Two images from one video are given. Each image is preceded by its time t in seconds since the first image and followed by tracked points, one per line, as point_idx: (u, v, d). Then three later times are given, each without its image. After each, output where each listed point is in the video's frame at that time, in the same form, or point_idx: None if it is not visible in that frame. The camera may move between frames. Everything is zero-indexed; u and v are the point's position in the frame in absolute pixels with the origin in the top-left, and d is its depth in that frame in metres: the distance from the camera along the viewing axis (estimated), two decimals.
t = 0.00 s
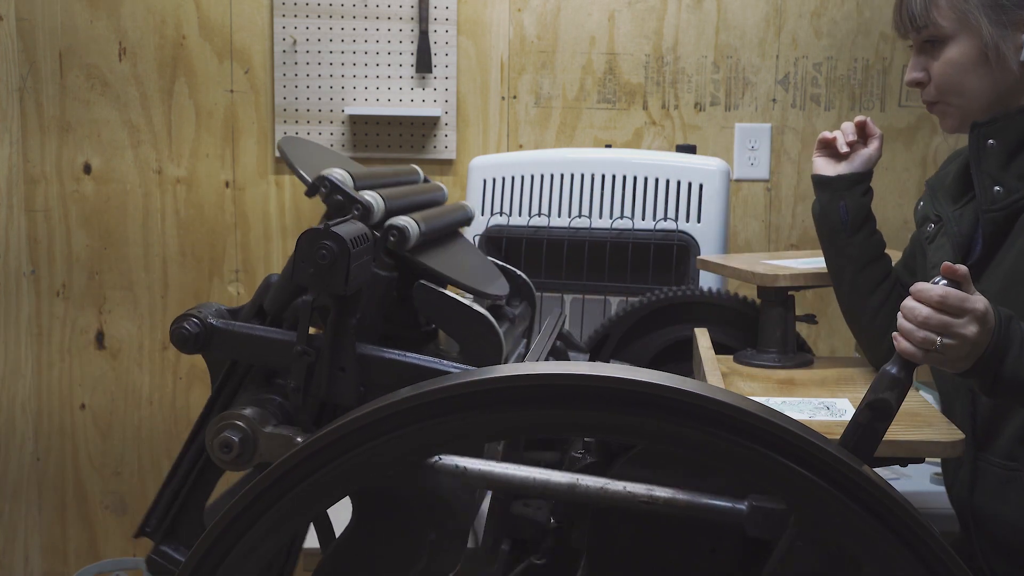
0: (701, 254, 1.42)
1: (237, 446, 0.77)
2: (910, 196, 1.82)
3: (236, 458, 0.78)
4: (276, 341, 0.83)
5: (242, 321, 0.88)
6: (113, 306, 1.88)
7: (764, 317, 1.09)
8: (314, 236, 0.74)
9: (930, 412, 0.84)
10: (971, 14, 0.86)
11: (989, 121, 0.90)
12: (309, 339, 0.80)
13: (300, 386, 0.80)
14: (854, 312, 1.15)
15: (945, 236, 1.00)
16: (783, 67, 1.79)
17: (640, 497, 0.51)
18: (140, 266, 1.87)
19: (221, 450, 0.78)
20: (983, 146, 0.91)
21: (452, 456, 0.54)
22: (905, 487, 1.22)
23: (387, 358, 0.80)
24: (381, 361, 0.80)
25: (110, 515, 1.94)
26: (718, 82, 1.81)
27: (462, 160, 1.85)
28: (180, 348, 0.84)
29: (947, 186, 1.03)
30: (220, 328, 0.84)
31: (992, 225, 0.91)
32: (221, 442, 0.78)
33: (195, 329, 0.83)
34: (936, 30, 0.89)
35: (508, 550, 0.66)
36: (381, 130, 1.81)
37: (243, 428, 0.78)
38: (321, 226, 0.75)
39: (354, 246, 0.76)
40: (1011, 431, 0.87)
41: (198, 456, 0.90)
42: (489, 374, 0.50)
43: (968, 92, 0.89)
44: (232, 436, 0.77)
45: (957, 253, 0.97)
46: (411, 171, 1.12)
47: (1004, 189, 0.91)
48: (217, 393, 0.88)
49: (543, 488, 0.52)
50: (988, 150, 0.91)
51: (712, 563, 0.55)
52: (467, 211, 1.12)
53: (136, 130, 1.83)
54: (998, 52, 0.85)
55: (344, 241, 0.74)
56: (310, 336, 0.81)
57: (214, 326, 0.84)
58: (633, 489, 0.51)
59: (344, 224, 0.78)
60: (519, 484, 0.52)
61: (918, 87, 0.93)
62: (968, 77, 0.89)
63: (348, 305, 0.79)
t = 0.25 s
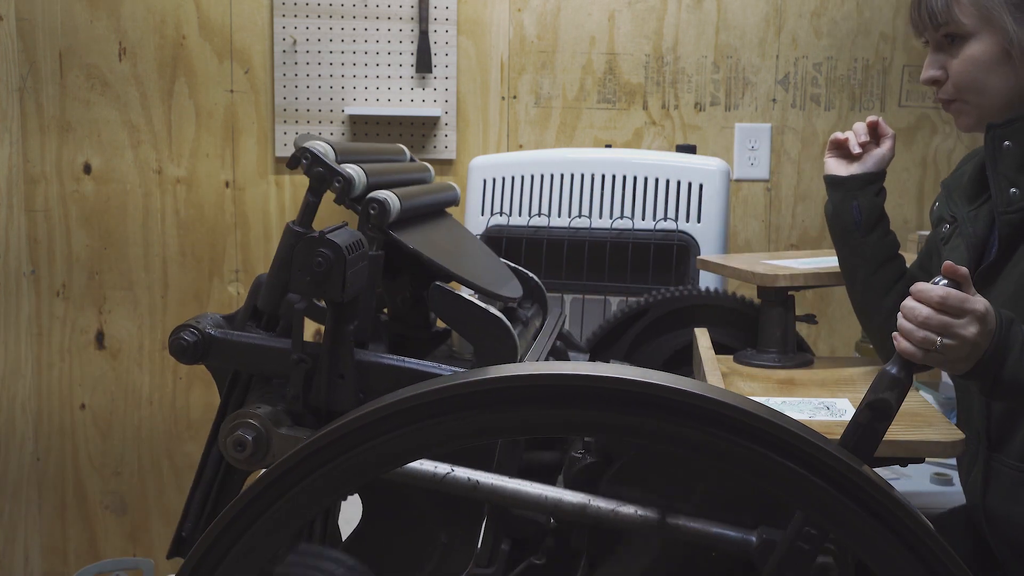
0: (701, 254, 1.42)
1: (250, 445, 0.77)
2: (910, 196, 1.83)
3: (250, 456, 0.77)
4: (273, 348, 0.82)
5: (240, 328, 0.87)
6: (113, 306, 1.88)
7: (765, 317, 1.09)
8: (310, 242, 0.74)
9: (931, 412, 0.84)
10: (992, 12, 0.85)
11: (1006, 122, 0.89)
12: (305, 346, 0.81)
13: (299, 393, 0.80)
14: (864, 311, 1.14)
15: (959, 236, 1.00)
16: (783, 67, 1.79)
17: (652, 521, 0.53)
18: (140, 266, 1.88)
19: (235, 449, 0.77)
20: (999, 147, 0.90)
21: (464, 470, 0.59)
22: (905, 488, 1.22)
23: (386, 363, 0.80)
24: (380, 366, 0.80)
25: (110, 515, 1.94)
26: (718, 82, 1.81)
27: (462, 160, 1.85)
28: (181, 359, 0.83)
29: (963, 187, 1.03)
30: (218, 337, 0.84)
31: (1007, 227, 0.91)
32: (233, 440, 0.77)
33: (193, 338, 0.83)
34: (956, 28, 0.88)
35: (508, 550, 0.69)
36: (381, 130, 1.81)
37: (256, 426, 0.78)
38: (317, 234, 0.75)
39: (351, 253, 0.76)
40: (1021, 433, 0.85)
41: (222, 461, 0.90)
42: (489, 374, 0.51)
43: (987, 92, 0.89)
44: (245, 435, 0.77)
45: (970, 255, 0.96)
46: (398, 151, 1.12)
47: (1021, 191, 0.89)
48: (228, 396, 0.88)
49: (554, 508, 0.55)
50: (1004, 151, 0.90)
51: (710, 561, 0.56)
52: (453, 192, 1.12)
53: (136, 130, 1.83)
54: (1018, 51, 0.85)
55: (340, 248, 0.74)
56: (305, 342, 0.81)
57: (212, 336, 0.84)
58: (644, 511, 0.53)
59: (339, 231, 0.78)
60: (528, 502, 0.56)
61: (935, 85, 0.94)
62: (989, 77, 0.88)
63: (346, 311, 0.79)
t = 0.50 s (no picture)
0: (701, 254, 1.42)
1: (253, 445, 0.76)
2: (910, 196, 1.83)
3: (252, 456, 0.77)
4: (272, 350, 0.82)
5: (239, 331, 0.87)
6: (113, 306, 1.88)
7: (765, 317, 1.09)
8: (310, 245, 0.75)
9: (931, 412, 0.84)
10: (1001, 9, 0.85)
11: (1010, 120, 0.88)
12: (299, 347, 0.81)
13: (299, 396, 0.80)
14: (866, 311, 1.14)
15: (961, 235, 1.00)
16: (783, 67, 1.79)
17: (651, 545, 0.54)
18: (140, 266, 1.88)
19: (238, 448, 0.77)
20: (1003, 144, 0.90)
21: (466, 482, 0.60)
22: (905, 487, 1.22)
23: (384, 365, 0.80)
24: (380, 368, 0.80)
25: (110, 515, 1.94)
26: (718, 82, 1.81)
27: (462, 160, 1.85)
28: (180, 362, 0.83)
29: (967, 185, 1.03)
30: (219, 339, 0.83)
31: (1011, 225, 0.90)
32: (237, 439, 0.77)
33: (194, 340, 0.82)
34: (965, 24, 0.88)
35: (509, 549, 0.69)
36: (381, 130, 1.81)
37: (259, 426, 0.77)
38: (318, 236, 0.76)
39: (352, 255, 0.77)
40: (1022, 433, 0.85)
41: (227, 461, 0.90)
42: (489, 374, 0.50)
43: (995, 89, 0.89)
44: (248, 434, 0.77)
45: (971, 255, 0.96)
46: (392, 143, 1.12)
47: None
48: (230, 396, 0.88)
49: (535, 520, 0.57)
50: (1008, 149, 0.90)
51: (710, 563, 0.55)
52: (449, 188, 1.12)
53: (136, 130, 1.83)
54: None
55: (341, 251, 0.75)
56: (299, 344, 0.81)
57: (213, 338, 0.84)
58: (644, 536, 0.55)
59: (339, 233, 0.79)
60: (525, 518, 0.57)
61: (942, 83, 0.93)
62: (998, 73, 0.88)
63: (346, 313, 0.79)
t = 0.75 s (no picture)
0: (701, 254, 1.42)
1: (247, 446, 0.75)
2: (910, 197, 1.83)
3: (246, 458, 0.75)
4: (275, 347, 0.82)
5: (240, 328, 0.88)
6: (113, 306, 1.88)
7: (765, 317, 1.09)
8: (312, 240, 0.74)
9: (931, 413, 0.84)
10: (996, 8, 0.85)
11: (1006, 121, 0.89)
12: (306, 344, 0.81)
13: (299, 393, 0.79)
14: (863, 311, 1.14)
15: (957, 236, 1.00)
16: (783, 67, 1.79)
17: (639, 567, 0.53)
18: (140, 266, 1.88)
19: (232, 449, 0.76)
20: (998, 146, 0.91)
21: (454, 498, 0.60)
22: (905, 487, 1.22)
23: (386, 362, 0.80)
24: (381, 365, 0.80)
25: (110, 515, 1.94)
26: (718, 82, 1.81)
27: (462, 160, 1.85)
28: (179, 356, 0.83)
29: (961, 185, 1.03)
30: (218, 335, 0.84)
31: (1008, 226, 0.91)
32: (232, 440, 0.75)
33: (194, 336, 0.82)
34: (961, 23, 0.88)
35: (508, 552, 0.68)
36: (381, 130, 1.81)
37: (253, 426, 0.76)
38: (320, 232, 0.75)
39: (353, 251, 0.77)
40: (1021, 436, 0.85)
41: (217, 461, 0.88)
42: (488, 374, 0.51)
43: (990, 88, 0.89)
44: (242, 434, 0.75)
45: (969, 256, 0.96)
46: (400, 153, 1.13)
47: (1020, 189, 0.90)
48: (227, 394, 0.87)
49: (543, 540, 0.51)
50: (1003, 150, 0.90)
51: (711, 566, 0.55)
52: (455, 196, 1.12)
53: (136, 130, 1.83)
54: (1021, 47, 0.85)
55: (343, 247, 0.75)
56: (308, 340, 0.82)
57: (213, 334, 0.84)
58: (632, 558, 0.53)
59: (341, 229, 0.79)
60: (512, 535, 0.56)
61: (937, 81, 0.93)
62: (993, 72, 0.88)
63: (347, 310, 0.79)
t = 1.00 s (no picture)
0: (701, 254, 1.42)
1: (228, 448, 0.77)
2: (910, 197, 1.83)
3: (227, 459, 0.77)
4: (277, 338, 0.82)
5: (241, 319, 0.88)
6: (113, 306, 1.88)
7: (764, 317, 1.09)
8: (316, 233, 0.77)
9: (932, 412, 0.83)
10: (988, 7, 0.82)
11: (998, 122, 0.88)
12: (309, 336, 0.80)
13: (299, 384, 0.80)
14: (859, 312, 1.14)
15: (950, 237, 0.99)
16: (783, 67, 1.79)
17: None
18: (140, 266, 1.87)
19: (213, 450, 0.78)
20: (990, 148, 0.90)
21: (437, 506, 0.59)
22: (905, 487, 1.22)
23: (387, 356, 0.80)
24: (381, 358, 0.80)
25: (110, 515, 1.94)
26: (718, 82, 1.81)
27: (462, 160, 1.85)
28: (181, 345, 0.84)
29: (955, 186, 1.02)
30: (219, 326, 0.84)
31: (997, 229, 0.90)
32: (214, 442, 0.78)
33: (194, 326, 0.83)
34: (951, 22, 0.85)
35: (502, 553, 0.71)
36: (381, 130, 1.81)
37: (235, 429, 0.78)
38: (322, 225, 0.77)
39: (356, 244, 0.78)
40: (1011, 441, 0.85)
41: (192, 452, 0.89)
42: (488, 374, 0.51)
43: (981, 88, 0.86)
44: (224, 437, 0.77)
45: (960, 258, 0.95)
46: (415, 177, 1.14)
47: (1011, 191, 0.89)
48: (215, 389, 0.87)
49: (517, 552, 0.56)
50: (994, 152, 0.90)
51: (710, 565, 0.55)
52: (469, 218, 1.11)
53: (136, 130, 1.83)
54: (1013, 48, 0.82)
55: (346, 239, 0.76)
56: (310, 333, 0.81)
57: (213, 324, 0.84)
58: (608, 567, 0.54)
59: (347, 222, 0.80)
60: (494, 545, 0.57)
61: (929, 80, 0.90)
62: (984, 72, 0.85)
63: (349, 303, 0.80)
